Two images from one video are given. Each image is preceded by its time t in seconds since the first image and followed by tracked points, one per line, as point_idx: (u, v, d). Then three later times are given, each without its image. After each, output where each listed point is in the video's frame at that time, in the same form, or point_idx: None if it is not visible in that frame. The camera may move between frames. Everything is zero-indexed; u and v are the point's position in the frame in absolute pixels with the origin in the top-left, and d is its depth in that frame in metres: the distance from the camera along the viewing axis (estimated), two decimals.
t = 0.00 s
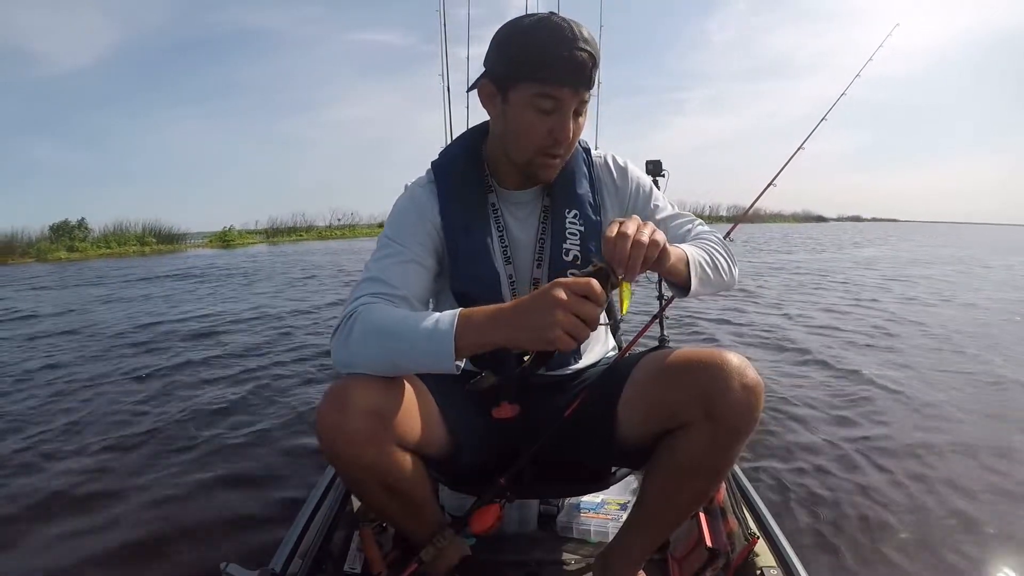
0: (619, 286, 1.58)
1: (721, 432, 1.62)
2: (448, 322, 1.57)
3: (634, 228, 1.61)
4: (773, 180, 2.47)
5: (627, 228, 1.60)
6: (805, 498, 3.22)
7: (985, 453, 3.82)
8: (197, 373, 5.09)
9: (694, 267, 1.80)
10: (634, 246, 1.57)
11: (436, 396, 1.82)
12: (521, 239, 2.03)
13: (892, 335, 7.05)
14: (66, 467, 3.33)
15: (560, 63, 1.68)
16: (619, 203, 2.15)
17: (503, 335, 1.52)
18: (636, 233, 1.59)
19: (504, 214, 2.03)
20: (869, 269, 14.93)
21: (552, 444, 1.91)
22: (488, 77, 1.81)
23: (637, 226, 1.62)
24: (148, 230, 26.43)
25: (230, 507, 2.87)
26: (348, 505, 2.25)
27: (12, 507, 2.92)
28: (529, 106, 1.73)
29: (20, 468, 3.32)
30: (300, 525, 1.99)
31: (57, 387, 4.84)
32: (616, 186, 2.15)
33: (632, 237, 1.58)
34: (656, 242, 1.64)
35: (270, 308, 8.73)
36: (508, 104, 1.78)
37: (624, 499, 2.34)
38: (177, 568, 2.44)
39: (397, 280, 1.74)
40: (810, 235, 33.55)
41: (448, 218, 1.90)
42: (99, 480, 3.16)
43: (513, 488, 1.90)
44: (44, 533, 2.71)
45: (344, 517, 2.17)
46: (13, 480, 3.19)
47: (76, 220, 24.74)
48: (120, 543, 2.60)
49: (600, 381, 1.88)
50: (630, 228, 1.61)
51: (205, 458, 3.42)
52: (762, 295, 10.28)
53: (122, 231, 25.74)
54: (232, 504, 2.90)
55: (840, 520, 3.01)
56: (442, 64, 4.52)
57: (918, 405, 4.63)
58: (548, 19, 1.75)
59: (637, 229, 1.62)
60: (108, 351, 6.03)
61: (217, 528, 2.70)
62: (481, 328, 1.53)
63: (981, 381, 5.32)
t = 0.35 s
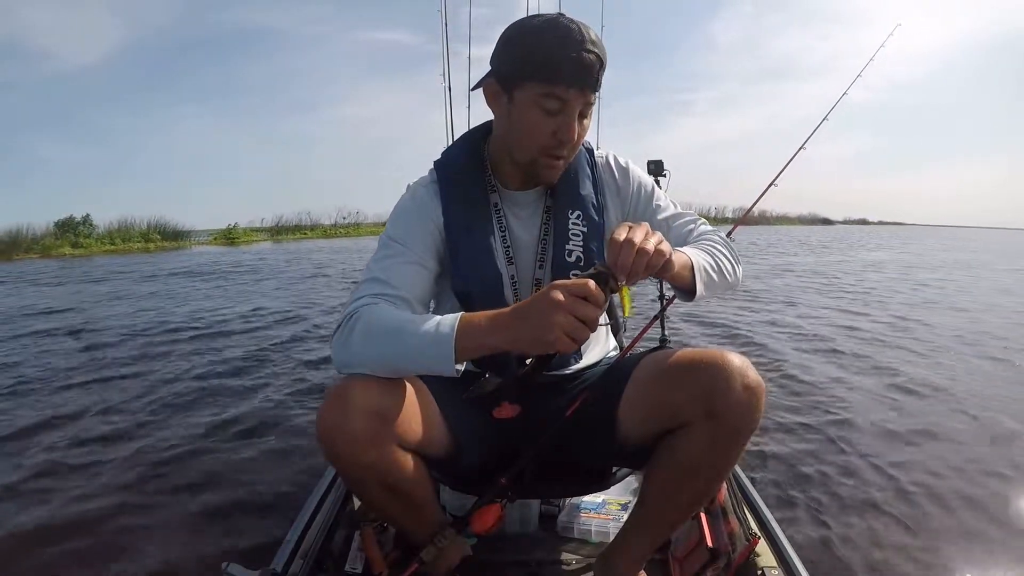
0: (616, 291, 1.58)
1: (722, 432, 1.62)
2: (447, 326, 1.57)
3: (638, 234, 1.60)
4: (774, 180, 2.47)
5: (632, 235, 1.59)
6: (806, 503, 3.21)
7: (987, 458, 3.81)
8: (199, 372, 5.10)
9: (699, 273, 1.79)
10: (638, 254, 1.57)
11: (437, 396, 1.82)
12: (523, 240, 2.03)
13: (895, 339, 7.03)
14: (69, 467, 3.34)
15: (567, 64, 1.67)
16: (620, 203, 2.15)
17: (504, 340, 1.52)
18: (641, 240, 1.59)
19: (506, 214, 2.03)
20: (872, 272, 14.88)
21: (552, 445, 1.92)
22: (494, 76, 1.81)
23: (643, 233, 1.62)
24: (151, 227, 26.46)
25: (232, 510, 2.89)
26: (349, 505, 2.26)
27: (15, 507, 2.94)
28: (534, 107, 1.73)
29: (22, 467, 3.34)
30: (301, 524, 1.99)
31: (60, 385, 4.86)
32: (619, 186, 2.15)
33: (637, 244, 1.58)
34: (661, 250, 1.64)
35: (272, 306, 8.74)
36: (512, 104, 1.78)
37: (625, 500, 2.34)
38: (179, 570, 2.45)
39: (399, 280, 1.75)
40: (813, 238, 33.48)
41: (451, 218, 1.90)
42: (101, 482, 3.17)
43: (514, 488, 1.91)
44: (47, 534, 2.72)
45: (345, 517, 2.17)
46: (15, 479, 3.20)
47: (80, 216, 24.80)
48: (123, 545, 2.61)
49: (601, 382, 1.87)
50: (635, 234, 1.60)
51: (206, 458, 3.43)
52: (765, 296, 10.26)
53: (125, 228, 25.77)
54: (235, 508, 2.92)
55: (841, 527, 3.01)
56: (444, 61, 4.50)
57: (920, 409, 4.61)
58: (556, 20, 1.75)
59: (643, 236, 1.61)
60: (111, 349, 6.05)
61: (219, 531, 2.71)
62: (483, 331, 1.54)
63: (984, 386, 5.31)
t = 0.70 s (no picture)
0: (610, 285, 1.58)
1: (721, 432, 1.62)
2: (441, 326, 1.57)
3: (627, 227, 1.61)
4: (772, 181, 2.47)
5: (620, 228, 1.60)
6: (806, 502, 3.21)
7: (990, 457, 3.80)
8: (202, 372, 5.12)
9: (699, 267, 1.80)
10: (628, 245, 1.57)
11: (436, 396, 1.82)
12: (520, 241, 2.03)
13: (898, 338, 7.01)
14: (71, 467, 3.36)
15: (561, 63, 1.68)
16: (618, 202, 2.16)
17: (499, 338, 1.52)
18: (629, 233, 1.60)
19: (503, 215, 2.04)
20: (875, 271, 14.85)
21: (551, 445, 1.92)
22: (488, 75, 1.82)
23: (632, 225, 1.62)
24: (155, 228, 26.52)
25: (233, 509, 2.90)
26: (349, 504, 2.26)
27: (19, 508, 2.96)
28: (528, 106, 1.73)
29: (25, 468, 3.36)
30: (300, 525, 2.00)
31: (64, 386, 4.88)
32: (615, 186, 2.16)
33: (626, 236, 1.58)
34: (653, 239, 1.63)
35: (275, 307, 8.76)
36: (506, 103, 1.78)
37: (624, 500, 2.34)
38: (180, 569, 2.46)
39: (396, 281, 1.75)
40: (816, 237, 33.42)
41: (448, 219, 1.90)
42: (103, 482, 3.19)
43: (513, 488, 1.91)
44: (50, 533, 2.74)
45: (344, 517, 2.18)
46: (18, 479, 3.23)
47: (85, 217, 24.92)
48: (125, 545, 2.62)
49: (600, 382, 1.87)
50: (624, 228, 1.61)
51: (208, 458, 3.44)
52: (767, 296, 10.25)
53: (129, 229, 25.83)
54: (236, 508, 2.93)
55: (841, 526, 3.00)
56: (443, 63, 4.52)
57: (922, 409, 4.60)
58: (550, 18, 1.76)
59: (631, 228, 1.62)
60: (114, 349, 6.08)
61: (221, 531, 2.72)
62: (478, 331, 1.54)
63: (986, 385, 5.30)
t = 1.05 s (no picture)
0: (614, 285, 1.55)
1: (721, 432, 1.62)
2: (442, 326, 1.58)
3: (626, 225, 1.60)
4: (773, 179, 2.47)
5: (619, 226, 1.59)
6: (807, 502, 3.21)
7: (991, 457, 3.78)
8: (203, 373, 5.14)
9: (699, 264, 1.80)
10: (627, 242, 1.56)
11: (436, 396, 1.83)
12: (521, 240, 2.03)
13: (899, 338, 6.99)
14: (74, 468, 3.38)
15: (559, 63, 1.68)
16: (618, 199, 2.16)
17: (502, 340, 1.53)
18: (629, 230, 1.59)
19: (504, 214, 2.04)
20: (877, 270, 14.82)
21: (551, 445, 1.92)
22: (487, 75, 1.82)
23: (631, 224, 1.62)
24: (158, 229, 26.58)
25: (235, 510, 2.91)
26: (350, 504, 2.26)
27: (22, 509, 2.97)
28: (525, 105, 1.74)
29: (28, 470, 3.37)
30: (301, 525, 2.00)
31: (67, 386, 4.90)
32: (616, 184, 2.16)
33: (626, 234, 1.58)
34: (653, 238, 1.62)
35: (277, 307, 8.78)
36: (504, 103, 1.79)
37: (625, 500, 2.34)
38: (182, 570, 2.47)
39: (398, 281, 1.75)
40: (819, 236, 33.39)
41: (449, 219, 1.90)
42: (106, 483, 3.20)
43: (514, 487, 1.91)
44: (52, 534, 2.75)
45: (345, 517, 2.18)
46: (21, 480, 3.24)
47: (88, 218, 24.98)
48: (127, 546, 2.64)
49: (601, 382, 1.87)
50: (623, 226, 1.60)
51: (210, 459, 3.45)
52: (768, 295, 10.24)
53: (132, 230, 25.88)
54: (237, 508, 2.94)
55: (842, 527, 3.00)
56: (444, 64, 4.53)
57: (924, 409, 4.59)
58: (547, 17, 1.76)
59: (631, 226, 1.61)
60: (117, 350, 6.10)
61: (222, 532, 2.73)
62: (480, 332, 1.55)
63: (988, 384, 5.28)
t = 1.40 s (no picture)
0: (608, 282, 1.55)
1: (721, 432, 1.62)
2: (440, 326, 1.57)
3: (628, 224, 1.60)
4: (772, 180, 2.46)
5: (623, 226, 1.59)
6: (807, 502, 3.21)
7: (992, 457, 3.78)
8: (206, 373, 5.16)
9: (705, 268, 1.80)
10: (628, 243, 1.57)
11: (435, 396, 1.83)
12: (521, 240, 2.04)
13: (901, 337, 6.99)
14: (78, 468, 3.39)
15: (557, 63, 1.68)
16: (618, 200, 2.16)
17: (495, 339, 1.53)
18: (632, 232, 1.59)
19: (503, 215, 2.04)
20: (879, 269, 14.81)
21: (551, 446, 1.92)
22: (485, 75, 1.83)
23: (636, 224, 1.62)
24: (160, 229, 26.66)
25: (236, 510, 2.93)
26: (350, 505, 2.27)
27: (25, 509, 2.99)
28: (524, 106, 1.74)
29: (31, 470, 3.39)
30: (301, 525, 2.01)
31: (70, 386, 4.93)
32: (616, 185, 2.16)
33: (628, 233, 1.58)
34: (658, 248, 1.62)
35: (278, 308, 8.81)
36: (503, 103, 1.79)
37: (625, 500, 2.35)
38: (182, 571, 2.48)
39: (397, 282, 1.75)
40: (821, 235, 33.36)
41: (448, 219, 1.90)
42: (108, 483, 3.22)
43: (514, 487, 1.91)
44: (55, 534, 2.77)
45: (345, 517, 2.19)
46: (24, 480, 3.26)
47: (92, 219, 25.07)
48: (130, 547, 2.65)
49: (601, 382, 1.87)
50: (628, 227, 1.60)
51: (212, 458, 3.46)
52: (771, 294, 10.24)
53: (135, 230, 25.98)
54: (239, 508, 2.95)
55: (842, 526, 3.01)
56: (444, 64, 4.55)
57: (925, 408, 4.58)
58: (546, 18, 1.76)
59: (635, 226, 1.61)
60: (120, 350, 6.13)
61: (223, 532, 2.75)
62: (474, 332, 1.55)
63: (990, 383, 5.28)
